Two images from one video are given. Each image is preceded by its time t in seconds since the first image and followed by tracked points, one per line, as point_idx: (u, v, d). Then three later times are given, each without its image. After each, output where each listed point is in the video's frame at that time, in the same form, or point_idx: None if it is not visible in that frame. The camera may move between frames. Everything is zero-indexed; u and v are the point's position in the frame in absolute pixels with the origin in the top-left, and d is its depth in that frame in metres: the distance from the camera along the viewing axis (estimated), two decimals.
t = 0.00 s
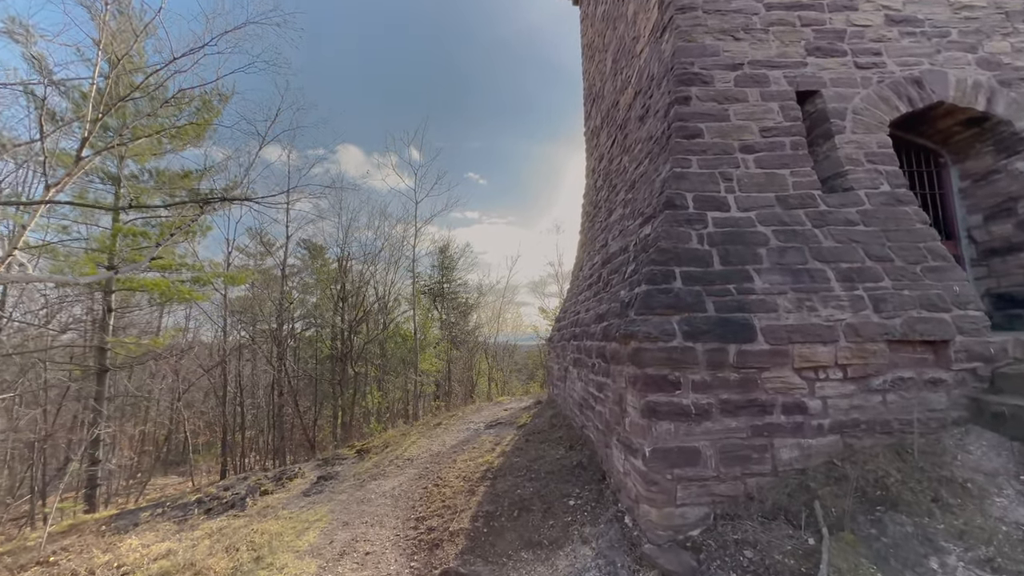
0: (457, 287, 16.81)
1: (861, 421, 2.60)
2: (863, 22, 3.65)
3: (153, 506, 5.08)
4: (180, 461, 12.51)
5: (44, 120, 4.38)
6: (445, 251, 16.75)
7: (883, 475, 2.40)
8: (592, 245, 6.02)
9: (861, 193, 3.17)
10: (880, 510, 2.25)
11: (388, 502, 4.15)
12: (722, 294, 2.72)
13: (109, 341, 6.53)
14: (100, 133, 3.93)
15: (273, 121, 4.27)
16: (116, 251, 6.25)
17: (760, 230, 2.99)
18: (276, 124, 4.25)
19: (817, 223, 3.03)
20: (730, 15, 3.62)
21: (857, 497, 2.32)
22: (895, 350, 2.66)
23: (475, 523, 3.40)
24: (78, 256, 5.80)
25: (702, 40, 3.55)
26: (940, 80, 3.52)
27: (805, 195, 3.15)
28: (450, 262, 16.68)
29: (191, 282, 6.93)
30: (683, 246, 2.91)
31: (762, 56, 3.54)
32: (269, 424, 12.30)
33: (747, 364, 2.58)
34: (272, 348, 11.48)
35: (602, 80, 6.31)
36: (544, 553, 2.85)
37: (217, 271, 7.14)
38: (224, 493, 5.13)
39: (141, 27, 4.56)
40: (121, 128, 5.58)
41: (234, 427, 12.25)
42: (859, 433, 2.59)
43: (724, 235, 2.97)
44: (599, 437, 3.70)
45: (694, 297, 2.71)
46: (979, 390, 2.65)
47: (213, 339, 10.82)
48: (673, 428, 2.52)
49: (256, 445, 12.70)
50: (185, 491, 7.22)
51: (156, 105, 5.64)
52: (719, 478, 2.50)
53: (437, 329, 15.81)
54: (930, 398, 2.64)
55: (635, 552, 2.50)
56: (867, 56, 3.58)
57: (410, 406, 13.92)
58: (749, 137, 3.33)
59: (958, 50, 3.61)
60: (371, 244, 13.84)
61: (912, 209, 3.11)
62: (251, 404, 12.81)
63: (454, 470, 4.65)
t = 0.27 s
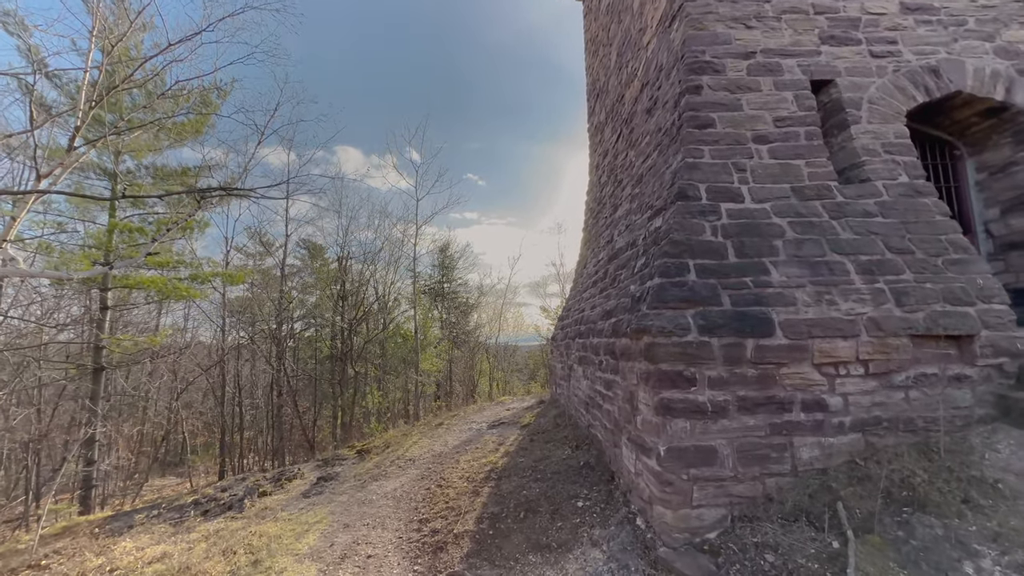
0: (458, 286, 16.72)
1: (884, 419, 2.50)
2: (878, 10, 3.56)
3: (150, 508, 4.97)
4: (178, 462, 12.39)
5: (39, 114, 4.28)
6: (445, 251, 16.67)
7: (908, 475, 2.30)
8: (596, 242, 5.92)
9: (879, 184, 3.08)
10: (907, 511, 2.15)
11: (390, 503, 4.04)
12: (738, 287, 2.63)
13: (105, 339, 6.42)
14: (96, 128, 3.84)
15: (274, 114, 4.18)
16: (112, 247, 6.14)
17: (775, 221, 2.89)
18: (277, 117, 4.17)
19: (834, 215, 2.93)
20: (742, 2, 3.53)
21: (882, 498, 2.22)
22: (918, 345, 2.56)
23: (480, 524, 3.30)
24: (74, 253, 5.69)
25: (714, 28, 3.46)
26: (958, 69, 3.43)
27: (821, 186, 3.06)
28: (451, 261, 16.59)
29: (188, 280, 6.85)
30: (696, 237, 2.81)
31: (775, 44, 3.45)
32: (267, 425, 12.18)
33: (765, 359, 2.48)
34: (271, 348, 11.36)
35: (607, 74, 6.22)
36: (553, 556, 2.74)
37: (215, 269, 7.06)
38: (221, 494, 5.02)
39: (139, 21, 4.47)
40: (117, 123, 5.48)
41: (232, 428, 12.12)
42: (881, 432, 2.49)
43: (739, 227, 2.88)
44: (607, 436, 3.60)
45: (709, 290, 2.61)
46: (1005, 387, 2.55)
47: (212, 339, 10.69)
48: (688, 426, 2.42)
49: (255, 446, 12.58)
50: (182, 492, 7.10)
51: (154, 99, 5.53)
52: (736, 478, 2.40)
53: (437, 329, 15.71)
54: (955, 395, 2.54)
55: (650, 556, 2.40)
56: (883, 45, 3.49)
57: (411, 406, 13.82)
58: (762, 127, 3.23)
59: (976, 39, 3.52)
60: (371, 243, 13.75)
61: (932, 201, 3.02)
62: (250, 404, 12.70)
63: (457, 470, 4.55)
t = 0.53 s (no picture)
0: (458, 286, 16.62)
1: (909, 421, 2.40)
2: (894, 1, 3.47)
3: (144, 512, 4.85)
4: (175, 463, 12.25)
5: (30, 107, 4.16)
6: (445, 250, 16.57)
7: (936, 480, 2.20)
8: (601, 240, 5.82)
9: (898, 178, 2.98)
10: (938, 518, 2.05)
11: (392, 508, 3.93)
12: (756, 284, 2.53)
13: (100, 339, 6.30)
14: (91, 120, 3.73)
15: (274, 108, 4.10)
16: (108, 245, 6.02)
17: (792, 216, 2.80)
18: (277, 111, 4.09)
19: (853, 210, 2.83)
20: None
21: (910, 504, 2.12)
22: (943, 344, 2.47)
23: (485, 530, 3.19)
24: (68, 251, 5.57)
25: (726, 18, 3.37)
26: (977, 60, 3.33)
27: (838, 180, 2.96)
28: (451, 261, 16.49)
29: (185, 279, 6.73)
30: (711, 233, 2.71)
31: (789, 36, 3.36)
32: (266, 426, 12.06)
33: (785, 359, 2.38)
34: (270, 349, 11.23)
35: (611, 70, 6.13)
36: (563, 564, 2.63)
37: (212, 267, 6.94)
38: (218, 497, 4.90)
39: (134, 13, 4.37)
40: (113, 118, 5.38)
41: (230, 429, 11.99)
42: (906, 434, 2.39)
43: (755, 222, 2.78)
44: (616, 439, 3.49)
45: (726, 286, 2.51)
46: None
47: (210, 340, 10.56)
48: (706, 428, 2.32)
49: (253, 447, 12.45)
50: (178, 495, 6.98)
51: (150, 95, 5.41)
52: (756, 483, 2.30)
53: (437, 329, 15.60)
54: (982, 396, 2.44)
55: (665, 565, 2.29)
56: (899, 36, 3.40)
57: (411, 407, 13.71)
58: (777, 120, 3.14)
59: (995, 30, 3.43)
60: (370, 243, 13.66)
61: (953, 195, 2.92)
62: (248, 405, 12.57)
63: (460, 473, 4.44)
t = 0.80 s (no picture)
0: (456, 285, 16.49)
1: (936, 418, 2.29)
2: None
3: (134, 514, 4.69)
4: (169, 464, 12.07)
5: (17, 96, 4.00)
6: (444, 249, 16.44)
7: (968, 480, 2.09)
8: (604, 235, 5.71)
9: (918, 167, 2.88)
10: (972, 521, 1.93)
11: (391, 510, 3.80)
12: (775, 275, 2.41)
13: (90, 336, 6.15)
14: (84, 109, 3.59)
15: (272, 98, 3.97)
16: (99, 240, 5.86)
17: (810, 205, 2.68)
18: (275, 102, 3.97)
19: (873, 199, 2.72)
20: None
21: (942, 505, 2.00)
22: (970, 338, 2.36)
23: (489, 533, 3.06)
24: (58, 245, 5.41)
25: (738, 3, 3.26)
26: (997, 47, 3.23)
27: (857, 169, 2.85)
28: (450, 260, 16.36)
29: (178, 275, 6.58)
30: (726, 222, 2.60)
31: (803, 21, 3.25)
32: (262, 426, 11.89)
33: (806, 353, 2.27)
34: (267, 348, 11.06)
35: (615, 63, 6.02)
36: (571, 568, 2.51)
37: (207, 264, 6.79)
38: (211, 499, 4.76)
39: None
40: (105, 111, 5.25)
41: (225, 430, 11.82)
42: (932, 432, 2.28)
43: (771, 211, 2.66)
44: (624, 439, 3.37)
45: (743, 277, 2.40)
46: None
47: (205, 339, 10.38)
48: (724, 426, 2.19)
49: (249, 448, 12.28)
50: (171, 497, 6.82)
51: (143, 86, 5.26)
52: (777, 484, 2.18)
53: (435, 329, 15.46)
54: (1012, 392, 2.33)
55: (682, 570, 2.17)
56: (916, 23, 3.30)
57: (409, 407, 13.57)
58: (792, 107, 3.03)
59: (1015, 17, 3.33)
60: (368, 242, 13.52)
61: (975, 185, 2.81)
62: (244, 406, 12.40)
63: (461, 474, 4.31)
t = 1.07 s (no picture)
0: (455, 286, 16.36)
1: (967, 421, 2.17)
2: None
3: (124, 521, 4.54)
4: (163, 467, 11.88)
5: None
6: (443, 249, 16.30)
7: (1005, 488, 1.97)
8: (608, 233, 5.59)
9: (941, 159, 2.76)
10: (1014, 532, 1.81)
11: (390, 516, 3.66)
12: (797, 271, 2.29)
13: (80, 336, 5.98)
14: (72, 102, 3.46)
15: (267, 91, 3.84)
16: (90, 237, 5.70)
17: (831, 198, 2.57)
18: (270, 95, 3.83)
19: (896, 192, 2.61)
20: None
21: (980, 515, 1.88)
22: (1001, 337, 2.24)
23: (494, 541, 2.92)
24: (46, 242, 5.24)
25: None
26: (1019, 36, 3.12)
27: (877, 161, 2.74)
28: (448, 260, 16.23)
29: (171, 274, 6.42)
30: (744, 215, 2.48)
31: (818, 9, 3.13)
32: (258, 428, 11.72)
33: (831, 353, 2.14)
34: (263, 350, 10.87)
35: (618, 58, 5.90)
36: None
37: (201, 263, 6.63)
38: (204, 504, 4.61)
39: None
40: (95, 105, 5.10)
41: (221, 432, 11.64)
42: (964, 437, 2.16)
43: (790, 205, 2.54)
44: (633, 442, 3.24)
45: (764, 273, 2.27)
46: None
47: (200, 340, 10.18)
48: (745, 431, 2.07)
49: (245, 450, 12.10)
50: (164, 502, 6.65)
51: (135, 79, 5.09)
52: (802, 492, 2.05)
53: (434, 329, 15.32)
54: None
55: None
56: (935, 12, 3.19)
57: (408, 409, 13.41)
58: (809, 97, 2.91)
59: None
60: (366, 242, 13.36)
61: (1001, 178, 2.70)
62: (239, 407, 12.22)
63: (463, 478, 4.17)
